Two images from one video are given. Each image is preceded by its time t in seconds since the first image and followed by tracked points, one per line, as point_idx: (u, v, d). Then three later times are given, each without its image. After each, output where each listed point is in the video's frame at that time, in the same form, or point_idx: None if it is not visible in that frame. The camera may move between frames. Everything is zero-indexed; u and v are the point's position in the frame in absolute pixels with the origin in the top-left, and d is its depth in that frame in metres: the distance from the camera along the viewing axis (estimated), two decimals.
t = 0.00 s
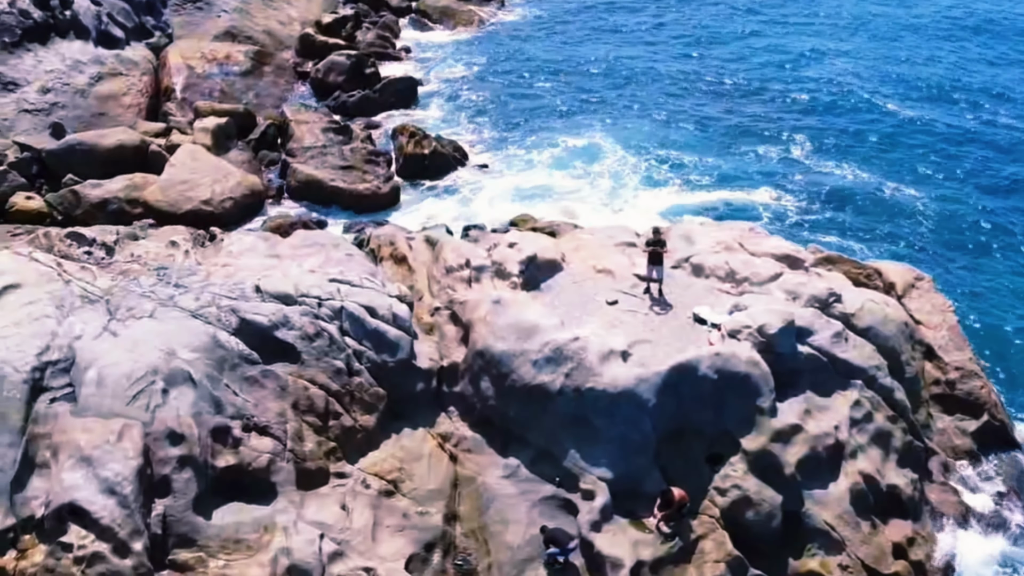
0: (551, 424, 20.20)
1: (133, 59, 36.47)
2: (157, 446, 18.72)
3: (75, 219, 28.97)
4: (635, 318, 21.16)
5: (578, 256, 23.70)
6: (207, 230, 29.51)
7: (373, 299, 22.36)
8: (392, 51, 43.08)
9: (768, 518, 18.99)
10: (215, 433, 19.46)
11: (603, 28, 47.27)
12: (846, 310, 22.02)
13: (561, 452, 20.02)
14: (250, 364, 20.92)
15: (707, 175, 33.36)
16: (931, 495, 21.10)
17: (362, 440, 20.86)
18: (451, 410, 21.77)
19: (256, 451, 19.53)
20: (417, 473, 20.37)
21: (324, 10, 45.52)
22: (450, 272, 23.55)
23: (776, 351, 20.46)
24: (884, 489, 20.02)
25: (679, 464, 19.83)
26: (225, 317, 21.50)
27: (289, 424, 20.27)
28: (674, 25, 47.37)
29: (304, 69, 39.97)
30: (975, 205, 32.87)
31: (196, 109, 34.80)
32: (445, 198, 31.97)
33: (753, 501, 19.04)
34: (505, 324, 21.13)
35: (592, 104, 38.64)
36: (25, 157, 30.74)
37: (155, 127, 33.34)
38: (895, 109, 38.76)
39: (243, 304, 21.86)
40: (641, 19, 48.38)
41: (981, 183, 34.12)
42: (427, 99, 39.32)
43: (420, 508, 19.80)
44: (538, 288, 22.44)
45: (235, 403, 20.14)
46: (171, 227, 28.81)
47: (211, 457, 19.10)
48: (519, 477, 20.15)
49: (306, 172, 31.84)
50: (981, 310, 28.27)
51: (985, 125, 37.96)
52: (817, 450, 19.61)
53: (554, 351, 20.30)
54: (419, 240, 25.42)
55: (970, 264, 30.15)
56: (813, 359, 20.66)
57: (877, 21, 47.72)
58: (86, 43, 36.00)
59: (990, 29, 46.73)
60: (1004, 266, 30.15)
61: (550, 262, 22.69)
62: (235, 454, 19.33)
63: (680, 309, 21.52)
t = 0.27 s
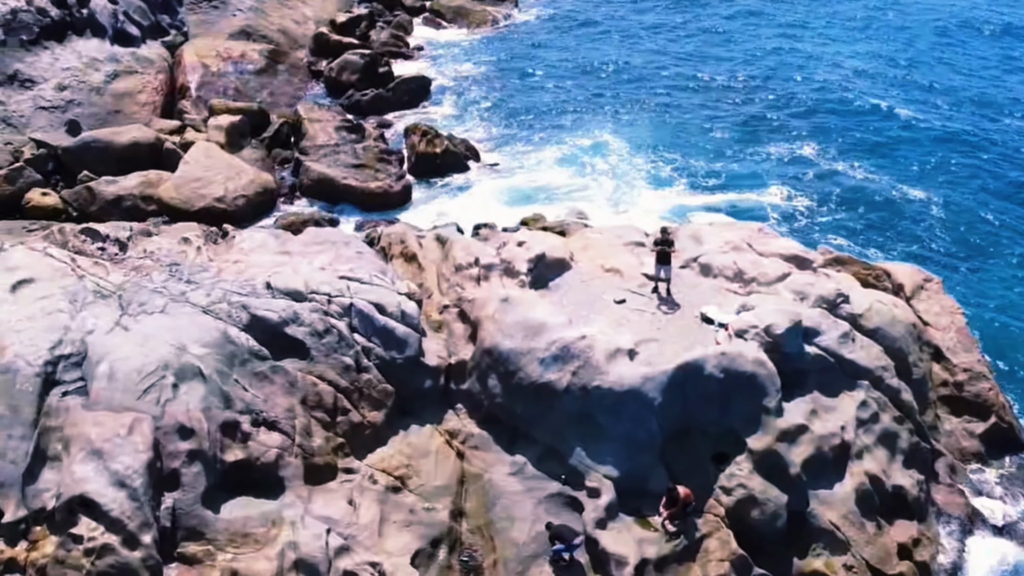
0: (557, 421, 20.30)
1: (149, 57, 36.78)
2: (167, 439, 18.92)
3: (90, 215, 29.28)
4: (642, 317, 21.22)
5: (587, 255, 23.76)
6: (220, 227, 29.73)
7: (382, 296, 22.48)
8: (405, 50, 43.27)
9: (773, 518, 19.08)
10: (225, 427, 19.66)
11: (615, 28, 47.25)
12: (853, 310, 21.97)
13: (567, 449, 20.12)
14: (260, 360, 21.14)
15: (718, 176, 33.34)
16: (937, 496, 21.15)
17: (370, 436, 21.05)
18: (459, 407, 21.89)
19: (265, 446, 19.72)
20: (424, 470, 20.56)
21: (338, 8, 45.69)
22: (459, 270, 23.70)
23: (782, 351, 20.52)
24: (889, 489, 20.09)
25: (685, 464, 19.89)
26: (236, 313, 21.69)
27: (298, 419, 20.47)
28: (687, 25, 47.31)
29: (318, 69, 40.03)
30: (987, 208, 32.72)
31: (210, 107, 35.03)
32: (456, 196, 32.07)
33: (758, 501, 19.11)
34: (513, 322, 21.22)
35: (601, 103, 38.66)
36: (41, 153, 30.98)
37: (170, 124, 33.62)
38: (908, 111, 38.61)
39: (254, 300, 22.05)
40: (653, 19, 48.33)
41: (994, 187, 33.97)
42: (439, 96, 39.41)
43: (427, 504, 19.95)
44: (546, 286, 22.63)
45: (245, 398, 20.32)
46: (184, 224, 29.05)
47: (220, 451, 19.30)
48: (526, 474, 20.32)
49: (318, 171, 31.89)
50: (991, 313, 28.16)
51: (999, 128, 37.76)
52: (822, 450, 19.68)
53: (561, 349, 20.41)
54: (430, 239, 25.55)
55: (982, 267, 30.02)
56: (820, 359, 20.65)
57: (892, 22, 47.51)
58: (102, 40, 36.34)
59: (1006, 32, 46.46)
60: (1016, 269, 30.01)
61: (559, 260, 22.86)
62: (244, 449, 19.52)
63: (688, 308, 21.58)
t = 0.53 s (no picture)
0: (565, 419, 20.43)
1: (167, 55, 37.10)
2: (179, 433, 19.20)
3: (107, 210, 29.59)
4: (652, 316, 21.27)
5: (598, 253, 23.77)
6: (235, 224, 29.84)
7: (393, 294, 22.63)
8: (422, 49, 43.43)
9: (779, 517, 19.17)
10: (236, 421, 19.91)
11: (633, 28, 47.09)
12: (863, 311, 22.02)
13: (574, 447, 20.23)
14: (272, 355, 21.26)
15: (731, 177, 33.32)
16: (945, 498, 21.21)
17: (380, 432, 21.24)
18: (468, 404, 21.97)
19: (276, 440, 19.93)
20: (433, 465, 20.81)
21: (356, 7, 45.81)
22: (470, 268, 23.71)
23: (790, 351, 20.59)
24: (896, 490, 20.20)
25: (693, 463, 20.00)
26: (249, 309, 21.91)
27: (308, 414, 20.61)
28: (706, 26, 47.10)
29: (335, 67, 39.74)
30: (1002, 211, 32.55)
31: (227, 105, 34.93)
32: (469, 194, 32.17)
33: (764, 500, 19.22)
34: (522, 320, 21.29)
35: (615, 103, 38.59)
36: (60, 149, 31.23)
37: (187, 122, 33.86)
38: (924, 114, 38.41)
39: (267, 296, 22.26)
40: (672, 19, 48.14)
41: (1010, 190, 33.79)
42: (453, 94, 39.50)
43: (435, 500, 20.20)
44: (557, 284, 22.73)
45: (256, 392, 20.54)
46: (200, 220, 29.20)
47: (231, 445, 19.55)
48: (533, 471, 20.38)
49: (334, 170, 31.94)
50: (1004, 317, 28.01)
51: (1015, 131, 37.54)
52: (829, 450, 19.80)
53: (570, 347, 20.51)
54: (443, 238, 25.50)
55: (996, 270, 29.87)
56: (828, 360, 20.72)
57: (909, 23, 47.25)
58: (121, 38, 36.83)
59: None
60: None
61: (570, 259, 22.93)
62: (255, 443, 19.75)
63: (697, 308, 21.63)
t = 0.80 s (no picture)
0: (578, 417, 20.54)
1: (192, 52, 37.49)
2: (195, 425, 19.49)
3: (130, 205, 29.98)
4: (665, 315, 21.36)
5: (613, 252, 23.84)
6: (255, 220, 30.11)
7: (409, 290, 22.77)
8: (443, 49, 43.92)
9: (789, 517, 19.31)
10: (252, 415, 20.17)
11: (656, 28, 46.98)
12: (877, 314, 21.93)
13: (586, 445, 20.33)
14: (288, 349, 21.51)
15: (749, 178, 33.26)
16: (957, 502, 21.24)
17: (394, 427, 21.42)
18: (482, 400, 22.10)
19: (291, 433, 20.16)
20: (446, 461, 20.93)
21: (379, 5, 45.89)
22: (486, 266, 23.84)
23: (804, 352, 20.54)
24: (908, 493, 20.25)
25: (705, 462, 20.17)
26: (266, 304, 22.16)
27: (323, 408, 20.83)
28: (728, 27, 46.94)
29: (357, 65, 40.03)
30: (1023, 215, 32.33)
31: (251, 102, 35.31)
32: (487, 191, 32.21)
33: (775, 501, 19.37)
34: (536, 317, 21.34)
35: (634, 103, 38.57)
36: (85, 145, 31.83)
37: (210, 119, 34.21)
38: (946, 118, 38.16)
39: (284, 291, 22.51)
40: (695, 20, 48.00)
41: None
42: (473, 93, 39.63)
43: (447, 495, 20.35)
44: (571, 283, 22.88)
45: (272, 386, 20.80)
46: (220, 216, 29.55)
47: (247, 438, 19.81)
48: (545, 469, 20.52)
49: (355, 167, 32.05)
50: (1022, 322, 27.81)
51: None
52: (841, 452, 19.84)
53: (583, 345, 20.56)
54: (460, 235, 25.59)
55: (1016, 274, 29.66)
56: (842, 361, 20.71)
57: (933, 27, 46.94)
58: (147, 35, 37.27)
59: None
60: None
61: (584, 258, 23.05)
62: (270, 436, 20.00)
63: (711, 308, 21.67)
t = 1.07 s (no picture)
0: (597, 415, 20.68)
1: (227, 49, 38.03)
2: (220, 415, 19.85)
3: (163, 199, 30.50)
4: (687, 316, 21.44)
5: (637, 252, 23.95)
6: (285, 215, 30.46)
7: (432, 286, 23.02)
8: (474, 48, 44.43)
9: (807, 520, 19.36)
10: (276, 406, 20.51)
11: (686, 30, 46.90)
12: (900, 318, 21.92)
13: (605, 443, 20.48)
14: (313, 343, 21.86)
15: (776, 180, 33.16)
16: (977, 508, 21.21)
17: (416, 421, 21.66)
18: (503, 397, 22.30)
19: (313, 425, 20.48)
20: (466, 456, 21.12)
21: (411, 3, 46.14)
22: (510, 264, 23.90)
23: (824, 355, 20.59)
24: (927, 498, 20.24)
25: (724, 463, 20.26)
26: (292, 297, 22.49)
27: (346, 401, 21.14)
28: (761, 29, 46.73)
29: (390, 64, 40.37)
30: None
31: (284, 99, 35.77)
32: (513, 188, 32.29)
33: (793, 503, 19.39)
34: (558, 315, 21.50)
35: (662, 104, 38.54)
36: (121, 139, 32.35)
37: (243, 115, 34.60)
38: (978, 123, 37.81)
39: (310, 285, 22.83)
40: (728, 22, 47.81)
41: None
42: (502, 91, 39.80)
43: (467, 490, 20.54)
44: (594, 282, 22.88)
45: (297, 378, 21.14)
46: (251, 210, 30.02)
47: (270, 429, 20.17)
48: (564, 466, 20.65)
49: (384, 164, 32.19)
50: None
51: None
52: (860, 455, 19.89)
53: (604, 344, 20.68)
54: (486, 234, 25.73)
55: None
56: (862, 365, 20.75)
57: (967, 33, 46.53)
58: (183, 32, 37.86)
59: None
60: None
61: (608, 258, 23.07)
62: (293, 427, 20.34)
63: (733, 310, 21.72)
